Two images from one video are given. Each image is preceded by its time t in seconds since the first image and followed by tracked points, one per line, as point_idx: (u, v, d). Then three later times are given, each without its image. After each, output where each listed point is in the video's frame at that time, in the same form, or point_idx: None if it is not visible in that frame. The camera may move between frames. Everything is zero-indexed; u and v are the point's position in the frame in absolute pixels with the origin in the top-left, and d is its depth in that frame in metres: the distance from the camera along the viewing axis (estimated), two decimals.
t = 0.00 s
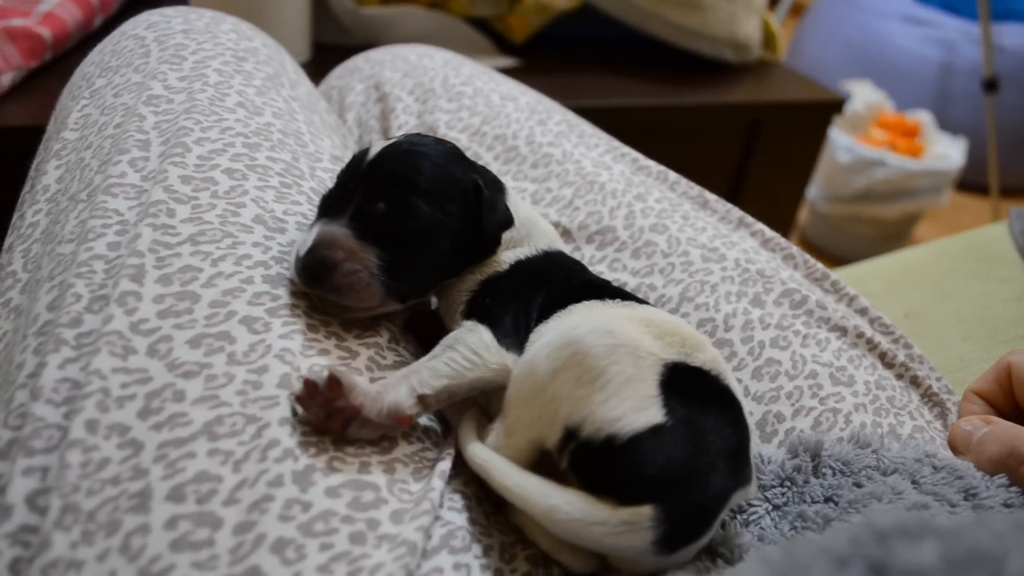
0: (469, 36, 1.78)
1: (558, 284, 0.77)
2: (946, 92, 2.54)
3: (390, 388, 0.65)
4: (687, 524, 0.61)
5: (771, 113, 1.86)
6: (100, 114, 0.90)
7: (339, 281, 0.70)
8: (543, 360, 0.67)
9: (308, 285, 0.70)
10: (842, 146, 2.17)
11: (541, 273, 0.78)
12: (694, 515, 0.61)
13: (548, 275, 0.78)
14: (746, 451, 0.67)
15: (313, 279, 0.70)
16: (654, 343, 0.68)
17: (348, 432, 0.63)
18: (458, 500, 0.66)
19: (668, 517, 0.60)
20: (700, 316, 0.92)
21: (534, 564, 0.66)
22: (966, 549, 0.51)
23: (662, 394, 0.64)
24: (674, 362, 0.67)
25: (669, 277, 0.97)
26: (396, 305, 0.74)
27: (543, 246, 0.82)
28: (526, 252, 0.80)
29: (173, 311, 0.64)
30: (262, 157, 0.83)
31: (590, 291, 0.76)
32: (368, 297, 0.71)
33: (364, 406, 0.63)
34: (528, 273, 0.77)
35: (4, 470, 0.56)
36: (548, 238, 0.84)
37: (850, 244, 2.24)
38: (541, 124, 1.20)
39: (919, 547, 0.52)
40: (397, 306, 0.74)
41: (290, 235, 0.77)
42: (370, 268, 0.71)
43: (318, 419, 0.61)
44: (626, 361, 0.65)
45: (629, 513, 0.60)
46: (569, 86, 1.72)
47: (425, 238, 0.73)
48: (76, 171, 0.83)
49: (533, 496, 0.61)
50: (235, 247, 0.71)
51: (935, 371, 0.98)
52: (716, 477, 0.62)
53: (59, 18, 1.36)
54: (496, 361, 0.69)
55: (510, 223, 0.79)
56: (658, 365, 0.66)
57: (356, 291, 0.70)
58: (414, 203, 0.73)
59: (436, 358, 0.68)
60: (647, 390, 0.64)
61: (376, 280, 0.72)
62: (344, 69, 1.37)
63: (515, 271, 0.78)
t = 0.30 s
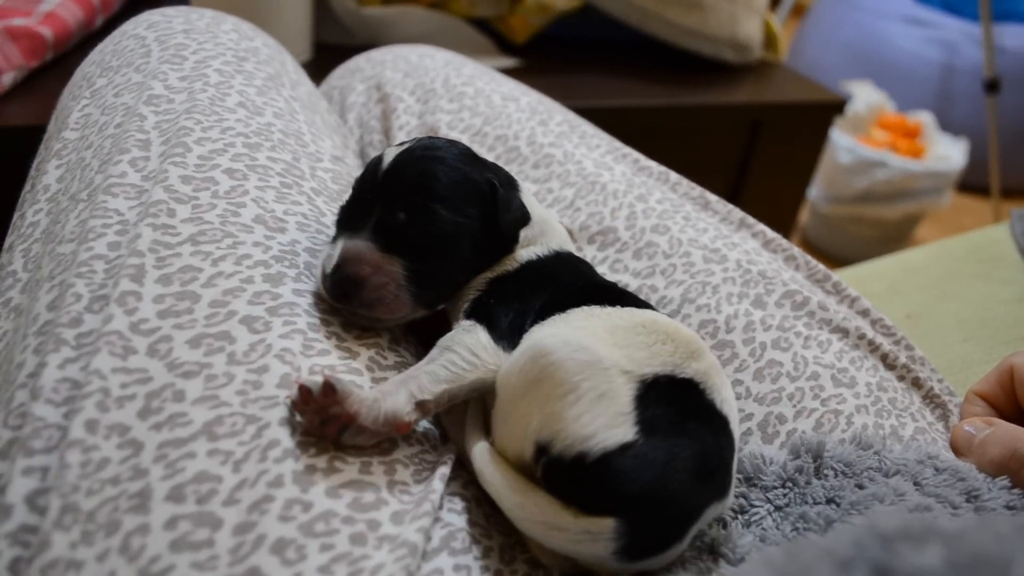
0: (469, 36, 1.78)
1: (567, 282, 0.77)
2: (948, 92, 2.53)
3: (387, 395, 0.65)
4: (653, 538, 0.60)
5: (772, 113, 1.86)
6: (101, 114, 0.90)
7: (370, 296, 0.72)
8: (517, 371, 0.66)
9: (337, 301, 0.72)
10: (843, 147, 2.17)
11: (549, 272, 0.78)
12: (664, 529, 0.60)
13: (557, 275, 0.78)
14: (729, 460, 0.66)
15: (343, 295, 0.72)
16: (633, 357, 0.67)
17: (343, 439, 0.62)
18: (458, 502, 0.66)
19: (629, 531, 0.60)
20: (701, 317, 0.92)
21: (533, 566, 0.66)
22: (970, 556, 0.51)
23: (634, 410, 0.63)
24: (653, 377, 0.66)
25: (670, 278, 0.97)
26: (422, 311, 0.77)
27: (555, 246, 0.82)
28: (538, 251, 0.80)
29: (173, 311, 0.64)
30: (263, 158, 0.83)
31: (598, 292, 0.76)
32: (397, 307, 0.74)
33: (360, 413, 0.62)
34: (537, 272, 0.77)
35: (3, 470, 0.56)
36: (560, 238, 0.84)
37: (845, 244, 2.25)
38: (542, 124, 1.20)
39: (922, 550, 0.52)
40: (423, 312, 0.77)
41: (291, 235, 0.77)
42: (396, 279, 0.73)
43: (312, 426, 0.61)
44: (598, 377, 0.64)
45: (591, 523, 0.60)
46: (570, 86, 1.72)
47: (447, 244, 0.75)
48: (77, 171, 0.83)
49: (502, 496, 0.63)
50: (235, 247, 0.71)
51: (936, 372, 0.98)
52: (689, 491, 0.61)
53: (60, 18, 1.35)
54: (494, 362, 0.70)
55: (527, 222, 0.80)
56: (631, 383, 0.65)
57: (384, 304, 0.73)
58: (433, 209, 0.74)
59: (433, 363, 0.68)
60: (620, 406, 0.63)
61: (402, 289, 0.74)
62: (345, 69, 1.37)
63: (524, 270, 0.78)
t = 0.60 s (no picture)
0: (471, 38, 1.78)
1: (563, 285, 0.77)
2: (949, 95, 2.53)
3: (393, 398, 0.64)
4: (656, 542, 0.61)
5: (773, 115, 1.86)
6: (102, 115, 0.89)
7: (359, 290, 0.71)
8: (514, 382, 0.66)
9: (327, 294, 0.71)
10: (847, 148, 2.17)
11: (547, 273, 0.78)
12: (667, 534, 0.61)
13: (555, 276, 0.78)
14: (730, 463, 0.66)
15: (332, 288, 0.71)
16: (628, 365, 0.66)
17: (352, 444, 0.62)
18: (458, 505, 0.66)
19: (633, 537, 0.60)
20: (703, 319, 0.92)
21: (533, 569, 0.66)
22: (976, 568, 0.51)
23: (633, 418, 0.63)
24: (650, 384, 0.66)
25: (672, 280, 0.96)
26: (412, 310, 0.76)
27: (554, 246, 0.82)
28: (536, 253, 0.80)
29: (174, 312, 0.64)
30: (264, 159, 0.83)
31: (595, 294, 0.76)
32: (387, 303, 0.73)
33: (367, 419, 0.62)
34: (536, 274, 0.77)
35: (3, 471, 0.56)
36: (559, 238, 0.84)
37: (847, 248, 2.25)
38: (544, 126, 1.20)
39: (928, 558, 0.52)
40: (413, 310, 0.76)
41: (292, 236, 0.77)
42: (387, 274, 0.73)
43: (321, 433, 0.61)
44: (596, 386, 0.64)
45: (593, 531, 0.60)
46: (572, 88, 1.72)
47: (440, 245, 0.75)
48: (77, 172, 0.83)
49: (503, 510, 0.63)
50: (236, 247, 0.71)
51: (937, 374, 0.98)
52: (691, 494, 0.61)
53: (62, 19, 1.36)
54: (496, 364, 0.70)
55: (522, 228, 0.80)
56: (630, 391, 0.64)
57: (374, 298, 0.72)
58: (429, 209, 0.74)
59: (437, 364, 0.68)
60: (618, 415, 0.63)
61: (393, 285, 0.73)
62: (347, 70, 1.37)
63: (523, 271, 0.78)
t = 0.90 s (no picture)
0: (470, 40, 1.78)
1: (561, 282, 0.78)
2: (949, 96, 2.54)
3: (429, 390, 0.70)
4: (667, 544, 0.60)
5: (773, 117, 1.86)
6: (100, 117, 0.90)
7: (299, 236, 0.71)
8: (521, 383, 0.66)
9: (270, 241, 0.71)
10: (844, 150, 2.17)
11: (542, 271, 0.78)
12: (677, 536, 0.60)
13: (550, 273, 0.78)
14: (734, 466, 0.66)
15: (275, 232, 0.71)
16: (636, 365, 0.67)
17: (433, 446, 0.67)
18: (457, 508, 0.66)
19: (643, 538, 0.59)
20: (702, 321, 0.92)
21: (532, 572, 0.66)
22: (978, 567, 0.50)
23: (640, 417, 0.63)
24: (657, 384, 0.66)
25: (671, 282, 0.96)
26: (355, 277, 0.75)
27: (539, 242, 0.82)
28: (520, 249, 0.80)
29: (172, 314, 0.64)
30: (262, 161, 0.83)
31: (591, 293, 0.77)
32: (324, 258, 0.72)
33: (433, 410, 0.67)
34: (534, 270, 0.78)
35: (2, 474, 0.56)
36: (542, 235, 0.83)
37: (850, 251, 2.25)
38: (543, 128, 1.20)
39: (931, 565, 0.51)
40: (358, 278, 0.75)
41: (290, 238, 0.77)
42: (332, 230, 0.73)
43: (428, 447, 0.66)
44: (603, 385, 0.64)
45: (604, 534, 0.60)
46: (571, 90, 1.72)
47: (393, 217, 0.74)
48: (76, 175, 0.83)
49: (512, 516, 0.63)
50: (234, 250, 0.72)
51: (938, 376, 0.98)
52: (699, 493, 0.61)
53: (61, 22, 1.36)
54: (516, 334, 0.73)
55: (489, 226, 0.80)
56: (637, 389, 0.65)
57: (312, 248, 0.71)
58: (387, 181, 0.75)
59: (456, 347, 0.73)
60: (625, 413, 0.63)
61: (336, 242, 0.73)
62: (346, 73, 1.37)
63: (511, 267, 0.78)
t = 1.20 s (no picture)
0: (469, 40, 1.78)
1: (557, 288, 0.77)
2: (948, 97, 2.54)
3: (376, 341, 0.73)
4: (670, 541, 0.60)
5: (772, 117, 1.86)
6: (98, 118, 0.89)
7: (339, 277, 0.71)
8: (525, 381, 0.66)
9: (308, 285, 0.71)
10: (843, 151, 2.17)
11: (539, 274, 0.78)
12: (679, 533, 0.60)
13: (548, 278, 0.78)
14: (735, 465, 0.66)
15: (314, 276, 0.71)
16: (639, 365, 0.66)
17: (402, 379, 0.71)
18: (457, 508, 0.66)
19: (648, 535, 0.60)
20: (701, 323, 0.92)
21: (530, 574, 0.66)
22: (981, 569, 0.50)
23: (645, 414, 0.63)
24: (660, 383, 0.66)
25: (670, 283, 0.96)
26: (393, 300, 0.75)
27: (540, 242, 0.82)
28: (520, 251, 0.80)
29: (171, 315, 0.64)
30: (260, 162, 0.83)
31: (592, 303, 0.77)
32: (368, 291, 0.73)
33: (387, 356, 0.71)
34: (530, 274, 0.77)
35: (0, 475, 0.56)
36: (544, 235, 0.83)
37: (849, 251, 2.25)
38: (542, 129, 1.20)
39: (933, 567, 0.51)
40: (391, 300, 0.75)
41: (289, 240, 0.77)
42: (367, 261, 0.73)
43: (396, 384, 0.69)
44: (609, 383, 0.64)
45: (608, 531, 0.60)
46: (570, 91, 1.72)
47: (421, 233, 0.75)
48: (74, 175, 0.83)
49: (514, 514, 0.62)
50: (234, 252, 0.71)
51: (937, 377, 0.98)
52: (701, 493, 0.61)
53: (60, 23, 1.36)
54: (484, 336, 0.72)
55: (504, 216, 0.81)
56: (642, 387, 0.65)
57: (354, 285, 0.72)
58: (407, 197, 0.75)
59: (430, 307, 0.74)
60: (630, 410, 0.63)
61: (375, 272, 0.74)
62: (345, 73, 1.37)
63: (512, 270, 0.77)
